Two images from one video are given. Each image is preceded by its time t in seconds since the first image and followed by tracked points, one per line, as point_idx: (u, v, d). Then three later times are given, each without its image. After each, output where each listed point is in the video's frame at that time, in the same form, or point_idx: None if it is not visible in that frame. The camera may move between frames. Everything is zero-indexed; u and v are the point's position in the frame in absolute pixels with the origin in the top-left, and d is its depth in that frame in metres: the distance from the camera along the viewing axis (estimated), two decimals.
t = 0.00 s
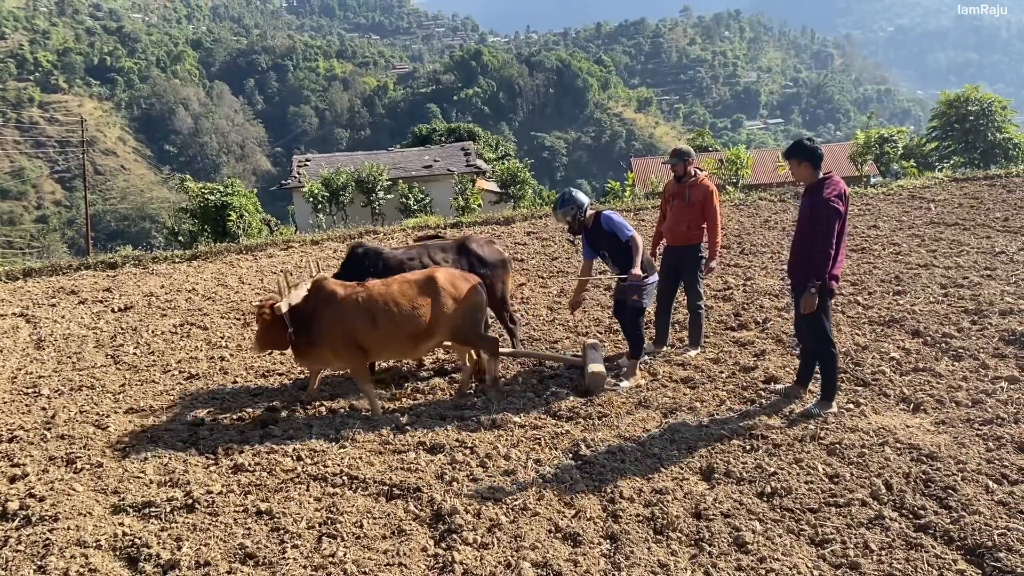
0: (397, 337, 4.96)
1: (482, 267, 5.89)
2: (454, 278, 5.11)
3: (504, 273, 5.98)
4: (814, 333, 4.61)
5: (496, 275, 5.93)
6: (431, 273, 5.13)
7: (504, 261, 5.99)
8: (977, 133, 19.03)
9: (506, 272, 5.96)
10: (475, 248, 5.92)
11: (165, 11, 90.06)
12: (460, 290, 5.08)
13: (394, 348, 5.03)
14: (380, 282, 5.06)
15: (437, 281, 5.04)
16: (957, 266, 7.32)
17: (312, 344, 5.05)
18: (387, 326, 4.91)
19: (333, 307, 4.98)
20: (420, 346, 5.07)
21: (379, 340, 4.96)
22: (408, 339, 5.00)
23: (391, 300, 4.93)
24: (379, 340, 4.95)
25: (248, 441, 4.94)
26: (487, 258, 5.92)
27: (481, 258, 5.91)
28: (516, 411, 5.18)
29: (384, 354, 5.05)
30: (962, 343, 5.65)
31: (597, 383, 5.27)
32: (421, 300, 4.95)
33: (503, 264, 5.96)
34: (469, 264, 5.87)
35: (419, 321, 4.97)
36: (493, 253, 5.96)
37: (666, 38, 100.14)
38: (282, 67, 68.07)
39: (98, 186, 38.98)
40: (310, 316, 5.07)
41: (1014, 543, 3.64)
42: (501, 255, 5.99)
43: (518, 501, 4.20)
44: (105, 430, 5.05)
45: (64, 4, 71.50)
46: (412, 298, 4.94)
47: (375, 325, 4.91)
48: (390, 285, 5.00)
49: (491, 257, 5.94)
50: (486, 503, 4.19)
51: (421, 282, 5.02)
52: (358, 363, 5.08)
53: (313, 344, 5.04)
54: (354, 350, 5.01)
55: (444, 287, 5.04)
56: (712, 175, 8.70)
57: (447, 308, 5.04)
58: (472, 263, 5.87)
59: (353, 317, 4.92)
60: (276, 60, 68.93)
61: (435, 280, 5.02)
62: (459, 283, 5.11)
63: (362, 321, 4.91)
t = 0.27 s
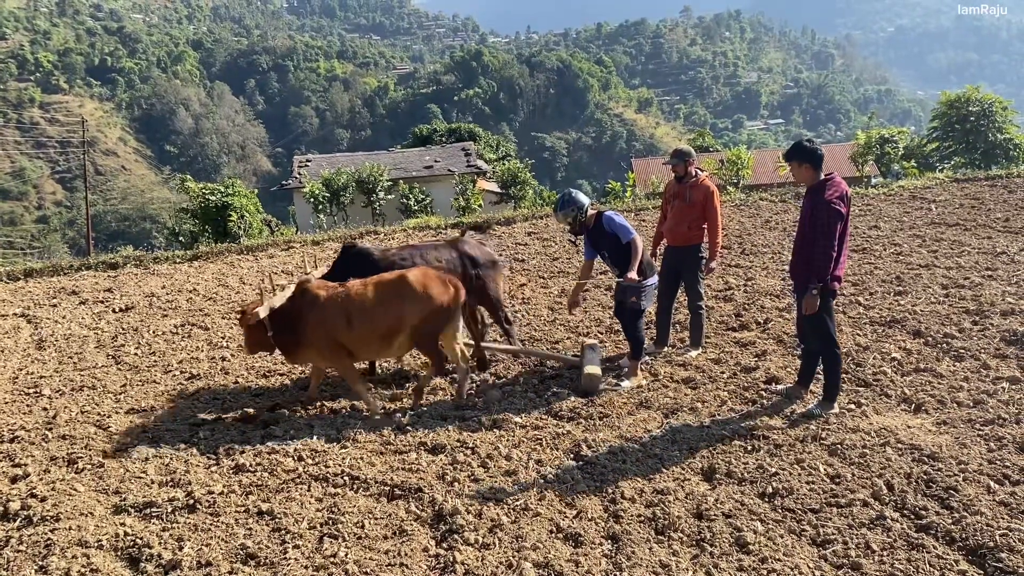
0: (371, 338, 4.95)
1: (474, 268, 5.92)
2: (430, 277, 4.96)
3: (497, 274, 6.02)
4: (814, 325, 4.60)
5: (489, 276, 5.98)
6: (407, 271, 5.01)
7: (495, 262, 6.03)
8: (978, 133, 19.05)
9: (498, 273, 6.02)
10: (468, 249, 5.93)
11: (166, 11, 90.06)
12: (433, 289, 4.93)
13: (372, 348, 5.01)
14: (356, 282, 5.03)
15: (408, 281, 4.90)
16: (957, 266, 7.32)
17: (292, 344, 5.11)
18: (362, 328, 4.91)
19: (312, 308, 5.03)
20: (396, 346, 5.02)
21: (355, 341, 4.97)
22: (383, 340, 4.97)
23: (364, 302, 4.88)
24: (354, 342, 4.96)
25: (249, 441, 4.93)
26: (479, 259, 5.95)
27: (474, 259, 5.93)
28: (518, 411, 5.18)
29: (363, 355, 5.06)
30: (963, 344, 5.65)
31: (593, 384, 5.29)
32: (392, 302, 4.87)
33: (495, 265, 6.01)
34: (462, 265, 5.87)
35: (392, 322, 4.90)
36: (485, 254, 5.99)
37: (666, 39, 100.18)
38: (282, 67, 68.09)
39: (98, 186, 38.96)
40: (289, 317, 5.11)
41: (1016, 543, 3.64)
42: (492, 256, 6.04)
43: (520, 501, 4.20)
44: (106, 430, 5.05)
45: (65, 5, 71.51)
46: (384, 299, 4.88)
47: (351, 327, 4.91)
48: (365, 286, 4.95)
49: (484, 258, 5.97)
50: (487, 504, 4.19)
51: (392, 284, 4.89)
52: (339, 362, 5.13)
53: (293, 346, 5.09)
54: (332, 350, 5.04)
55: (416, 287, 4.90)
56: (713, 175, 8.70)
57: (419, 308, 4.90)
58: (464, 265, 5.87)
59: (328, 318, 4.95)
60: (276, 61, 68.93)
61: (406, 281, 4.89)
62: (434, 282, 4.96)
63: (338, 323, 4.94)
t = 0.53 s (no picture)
0: (345, 339, 5.00)
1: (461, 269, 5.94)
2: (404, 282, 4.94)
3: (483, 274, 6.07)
4: (820, 323, 4.59)
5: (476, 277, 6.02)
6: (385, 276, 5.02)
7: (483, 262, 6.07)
8: (979, 133, 19.05)
9: (485, 273, 6.07)
10: (454, 249, 5.95)
11: (167, 12, 90.10)
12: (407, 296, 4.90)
13: (347, 349, 5.06)
14: (336, 283, 5.09)
15: (382, 287, 4.89)
16: (959, 266, 7.32)
17: (271, 339, 5.22)
18: (337, 329, 4.97)
19: (292, 305, 5.14)
20: (370, 350, 5.05)
21: (330, 341, 5.04)
22: (357, 342, 5.01)
23: (340, 304, 4.95)
24: (329, 341, 5.04)
25: (251, 440, 4.94)
26: (467, 259, 5.97)
27: (462, 260, 5.96)
28: (519, 411, 5.18)
29: (338, 355, 5.12)
30: (964, 344, 5.65)
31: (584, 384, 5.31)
32: (366, 306, 4.89)
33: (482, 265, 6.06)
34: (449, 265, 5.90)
35: (364, 326, 4.93)
36: (472, 254, 6.03)
37: (667, 39, 100.20)
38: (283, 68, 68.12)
39: (100, 186, 38.97)
40: (271, 314, 5.22)
41: (1018, 543, 3.64)
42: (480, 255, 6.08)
43: (521, 501, 4.20)
44: (109, 430, 5.06)
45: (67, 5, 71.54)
46: (359, 302, 4.91)
47: (328, 328, 5.00)
48: (343, 288, 5.01)
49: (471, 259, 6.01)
50: (489, 503, 4.19)
51: (367, 287, 4.91)
52: (318, 360, 5.22)
53: (272, 343, 5.20)
54: (309, 347, 5.14)
55: (390, 291, 4.91)
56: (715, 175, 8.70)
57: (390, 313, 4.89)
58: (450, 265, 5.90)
59: (306, 317, 5.04)
60: (277, 61, 68.96)
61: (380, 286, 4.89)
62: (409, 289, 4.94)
63: (316, 322, 5.02)
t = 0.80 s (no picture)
0: (324, 341, 5.03)
1: (444, 272, 5.82)
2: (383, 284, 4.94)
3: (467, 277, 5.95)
4: (813, 324, 4.64)
5: (458, 282, 5.90)
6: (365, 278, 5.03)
7: (467, 266, 5.94)
8: (981, 133, 19.02)
9: (467, 277, 5.93)
10: (437, 250, 5.82)
11: (169, 12, 90.19)
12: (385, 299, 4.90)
13: (328, 350, 5.08)
14: (315, 284, 5.13)
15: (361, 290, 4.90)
16: (961, 266, 7.32)
17: (253, 338, 5.28)
18: (311, 331, 5.02)
19: (273, 305, 5.19)
20: (349, 352, 5.07)
21: (310, 342, 5.07)
22: (336, 343, 5.03)
23: (320, 305, 4.98)
24: (309, 342, 5.07)
25: (252, 440, 4.94)
26: (451, 261, 5.84)
27: (446, 262, 5.83)
28: (520, 410, 5.18)
29: (320, 355, 5.15)
30: (966, 343, 5.64)
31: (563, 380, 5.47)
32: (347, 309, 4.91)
33: (466, 268, 5.91)
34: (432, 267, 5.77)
35: (343, 328, 4.96)
36: (457, 257, 5.89)
37: (669, 39, 100.19)
38: (285, 68, 68.16)
39: (102, 186, 39.00)
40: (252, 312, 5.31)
41: (1021, 543, 3.64)
42: (465, 258, 5.93)
43: (523, 500, 4.20)
44: (110, 430, 5.05)
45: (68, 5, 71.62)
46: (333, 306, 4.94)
47: (302, 330, 5.05)
48: (322, 290, 5.03)
49: (456, 262, 5.87)
50: (491, 503, 4.19)
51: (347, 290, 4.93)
52: (299, 359, 5.26)
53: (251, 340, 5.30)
54: (290, 347, 5.18)
55: (368, 294, 4.92)
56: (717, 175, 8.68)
57: (369, 316, 4.90)
58: (432, 266, 5.77)
59: (286, 317, 5.08)
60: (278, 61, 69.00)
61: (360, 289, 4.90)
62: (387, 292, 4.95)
63: (291, 324, 5.08)
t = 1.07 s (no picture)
0: (301, 342, 4.97)
1: (419, 278, 5.64)
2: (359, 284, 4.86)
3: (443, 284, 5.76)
4: (813, 325, 4.67)
5: (432, 288, 5.70)
6: (341, 278, 4.96)
7: (442, 272, 5.75)
8: (983, 131, 19.00)
9: (441, 286, 5.72)
10: (412, 255, 5.62)
11: (171, 11, 90.25)
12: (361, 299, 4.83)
13: (305, 352, 5.02)
14: (292, 285, 5.05)
15: (336, 290, 4.84)
16: (963, 264, 7.31)
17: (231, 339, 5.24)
18: (288, 332, 4.97)
19: (250, 306, 5.14)
20: (327, 353, 5.01)
21: (287, 344, 5.01)
22: (313, 345, 4.98)
23: (296, 308, 4.91)
24: (286, 343, 5.02)
25: (254, 439, 4.95)
26: (425, 265, 5.64)
27: (418, 268, 5.63)
28: (522, 409, 5.17)
29: (299, 356, 5.11)
30: (969, 342, 5.63)
31: (540, 378, 5.46)
32: (321, 311, 4.84)
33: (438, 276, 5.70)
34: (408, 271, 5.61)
35: (319, 329, 4.89)
36: (433, 263, 5.69)
37: (670, 38, 100.12)
38: (286, 67, 68.19)
39: (104, 185, 39.03)
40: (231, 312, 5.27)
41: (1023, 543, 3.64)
42: (440, 265, 5.73)
43: (525, 500, 4.20)
44: (112, 430, 5.06)
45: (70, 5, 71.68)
46: (307, 308, 4.86)
47: (280, 331, 5.00)
48: (298, 291, 4.95)
49: (430, 268, 5.67)
50: (493, 502, 4.19)
51: (321, 290, 4.86)
52: (279, 359, 5.23)
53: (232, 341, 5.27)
54: (269, 347, 5.15)
55: (344, 297, 4.83)
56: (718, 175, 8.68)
57: (346, 318, 4.84)
58: (405, 270, 5.60)
59: (264, 318, 5.04)
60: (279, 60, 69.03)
61: (335, 289, 4.84)
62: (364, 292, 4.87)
63: (269, 325, 5.03)
